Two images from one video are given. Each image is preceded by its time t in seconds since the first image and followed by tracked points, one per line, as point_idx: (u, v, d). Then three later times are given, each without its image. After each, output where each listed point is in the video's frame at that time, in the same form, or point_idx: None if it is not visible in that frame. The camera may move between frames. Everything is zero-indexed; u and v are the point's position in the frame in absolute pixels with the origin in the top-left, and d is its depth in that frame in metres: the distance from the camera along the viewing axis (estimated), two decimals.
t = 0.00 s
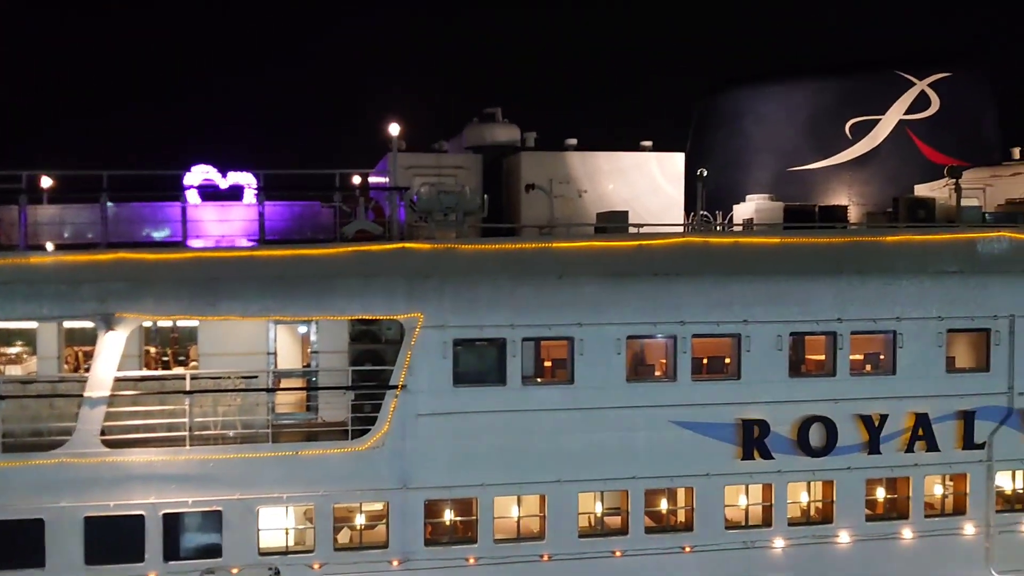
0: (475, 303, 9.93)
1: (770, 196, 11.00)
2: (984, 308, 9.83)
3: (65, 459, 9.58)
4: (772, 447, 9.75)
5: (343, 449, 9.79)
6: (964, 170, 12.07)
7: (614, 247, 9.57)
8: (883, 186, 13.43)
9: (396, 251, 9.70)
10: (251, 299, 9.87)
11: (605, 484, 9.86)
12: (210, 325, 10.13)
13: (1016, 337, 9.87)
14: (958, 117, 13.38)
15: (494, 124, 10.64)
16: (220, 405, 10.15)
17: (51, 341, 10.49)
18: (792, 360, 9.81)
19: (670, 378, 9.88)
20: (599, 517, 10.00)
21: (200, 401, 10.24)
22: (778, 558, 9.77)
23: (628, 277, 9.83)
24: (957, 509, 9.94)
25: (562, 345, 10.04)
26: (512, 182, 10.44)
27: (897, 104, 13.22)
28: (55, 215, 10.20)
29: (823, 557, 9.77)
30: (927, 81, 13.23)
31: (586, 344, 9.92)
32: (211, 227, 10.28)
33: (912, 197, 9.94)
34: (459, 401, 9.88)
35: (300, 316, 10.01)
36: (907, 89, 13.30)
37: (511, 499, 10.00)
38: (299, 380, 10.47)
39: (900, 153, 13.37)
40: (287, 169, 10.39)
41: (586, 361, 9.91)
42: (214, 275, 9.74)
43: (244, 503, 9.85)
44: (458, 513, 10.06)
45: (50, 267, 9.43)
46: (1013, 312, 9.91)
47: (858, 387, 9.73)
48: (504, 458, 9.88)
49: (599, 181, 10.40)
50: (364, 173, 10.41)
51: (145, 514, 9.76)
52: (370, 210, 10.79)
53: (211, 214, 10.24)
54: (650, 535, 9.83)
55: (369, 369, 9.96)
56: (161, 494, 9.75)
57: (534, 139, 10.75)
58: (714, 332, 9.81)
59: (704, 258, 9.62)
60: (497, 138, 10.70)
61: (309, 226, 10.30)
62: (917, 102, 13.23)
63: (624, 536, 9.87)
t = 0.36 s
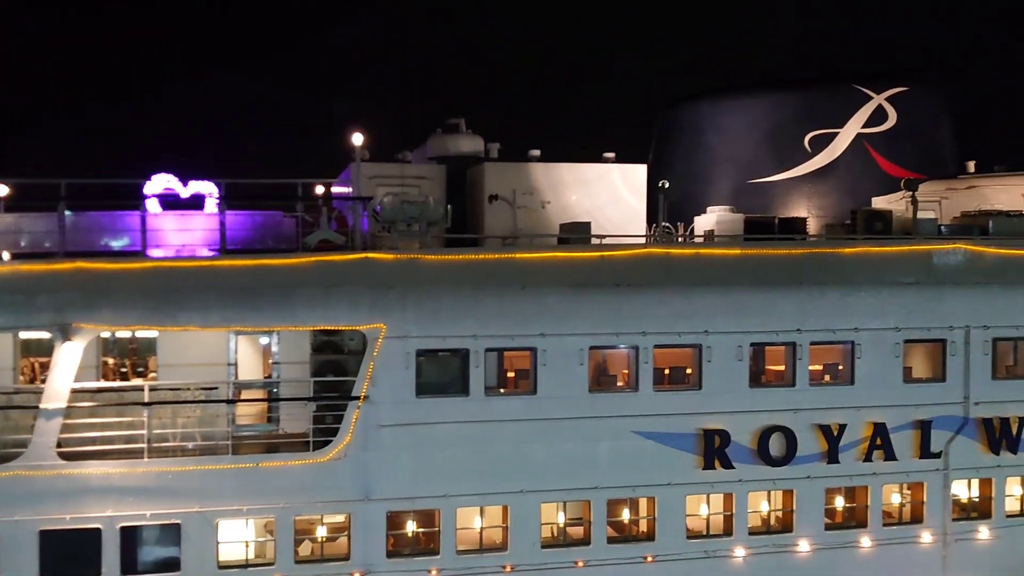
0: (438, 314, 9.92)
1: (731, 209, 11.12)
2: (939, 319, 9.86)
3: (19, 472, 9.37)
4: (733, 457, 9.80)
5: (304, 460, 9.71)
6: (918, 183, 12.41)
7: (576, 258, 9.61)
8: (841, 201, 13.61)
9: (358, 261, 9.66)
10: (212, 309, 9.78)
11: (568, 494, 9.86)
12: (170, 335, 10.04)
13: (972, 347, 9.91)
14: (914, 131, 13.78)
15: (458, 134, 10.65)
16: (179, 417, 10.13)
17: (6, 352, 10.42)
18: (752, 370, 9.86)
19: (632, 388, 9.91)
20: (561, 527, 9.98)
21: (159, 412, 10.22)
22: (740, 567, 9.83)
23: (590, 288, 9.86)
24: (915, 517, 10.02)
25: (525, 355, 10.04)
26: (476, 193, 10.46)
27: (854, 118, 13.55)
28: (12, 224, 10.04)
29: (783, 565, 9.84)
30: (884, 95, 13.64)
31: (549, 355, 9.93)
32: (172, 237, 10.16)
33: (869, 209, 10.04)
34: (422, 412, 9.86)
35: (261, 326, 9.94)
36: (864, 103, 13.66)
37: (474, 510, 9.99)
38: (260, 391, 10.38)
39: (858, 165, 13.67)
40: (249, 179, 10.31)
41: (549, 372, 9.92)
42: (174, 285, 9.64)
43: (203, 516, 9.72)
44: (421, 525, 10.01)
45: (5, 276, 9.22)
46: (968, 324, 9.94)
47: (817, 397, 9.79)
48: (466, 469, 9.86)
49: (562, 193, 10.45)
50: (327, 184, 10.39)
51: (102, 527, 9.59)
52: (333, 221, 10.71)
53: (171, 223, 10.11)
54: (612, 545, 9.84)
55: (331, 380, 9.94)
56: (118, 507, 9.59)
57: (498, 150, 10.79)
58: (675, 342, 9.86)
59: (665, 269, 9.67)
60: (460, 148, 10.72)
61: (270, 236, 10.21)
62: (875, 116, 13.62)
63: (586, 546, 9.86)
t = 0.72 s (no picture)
0: (401, 321, 9.90)
1: (691, 216, 11.25)
2: (895, 326, 9.99)
3: None
4: (694, 462, 9.86)
5: (264, 469, 9.62)
6: (874, 193, 13.00)
7: (538, 265, 9.66)
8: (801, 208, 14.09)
9: (319, 267, 9.61)
10: (171, 315, 9.67)
11: (530, 501, 9.86)
12: (129, 343, 9.97)
13: (927, 353, 10.04)
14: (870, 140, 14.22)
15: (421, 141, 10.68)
16: (137, 424, 9.88)
17: None
18: (712, 377, 9.93)
19: (594, 394, 9.94)
20: (524, 534, 9.95)
21: (117, 420, 10.00)
22: (700, 572, 9.89)
23: (553, 294, 9.89)
24: (873, 522, 10.10)
25: (488, 361, 10.05)
26: (439, 200, 10.42)
27: (813, 128, 13.94)
28: None
29: (742, 570, 9.91)
30: (841, 105, 13.98)
31: (511, 361, 9.95)
32: (131, 242, 10.14)
33: (828, 217, 10.16)
34: (384, 418, 9.82)
35: (221, 332, 9.83)
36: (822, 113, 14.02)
37: (436, 517, 9.93)
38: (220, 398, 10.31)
39: (817, 173, 14.07)
40: (209, 184, 10.25)
41: (511, 378, 9.94)
42: (133, 291, 9.52)
43: (162, 525, 9.60)
44: (383, 532, 9.96)
45: None
46: (924, 330, 10.06)
47: (776, 402, 9.89)
48: (428, 476, 9.83)
49: (525, 200, 10.47)
50: (289, 190, 10.33)
51: (58, 537, 9.42)
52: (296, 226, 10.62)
53: (130, 228, 10.11)
54: (574, 551, 9.85)
55: (292, 387, 9.86)
56: (75, 517, 9.41)
57: (461, 157, 10.81)
58: (636, 348, 9.91)
59: (627, 275, 9.73)
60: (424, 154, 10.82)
61: (231, 242, 10.20)
62: (832, 126, 13.97)
63: (549, 553, 9.86)
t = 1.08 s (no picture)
0: (365, 326, 9.87)
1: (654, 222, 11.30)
2: (853, 331, 10.10)
3: None
4: (655, 467, 9.91)
5: (225, 476, 9.54)
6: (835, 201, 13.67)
7: (502, 271, 9.63)
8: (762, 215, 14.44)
9: (281, 273, 9.47)
10: (130, 320, 9.56)
11: (492, 506, 9.87)
12: (86, 349, 9.93)
13: (884, 358, 10.17)
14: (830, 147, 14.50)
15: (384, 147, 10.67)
16: (94, 431, 9.77)
17: None
18: (674, 382, 9.98)
19: (556, 399, 9.98)
20: (486, 540, 9.95)
21: (74, 427, 9.89)
22: None
23: (516, 300, 9.91)
24: (831, 525, 10.22)
25: (451, 367, 10.01)
26: (403, 206, 10.40)
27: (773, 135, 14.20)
28: None
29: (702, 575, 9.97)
30: (801, 113, 14.30)
31: (474, 367, 9.95)
32: (89, 246, 10.01)
33: (787, 224, 10.27)
34: (347, 425, 9.78)
35: (180, 338, 9.73)
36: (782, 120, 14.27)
37: (398, 523, 9.92)
38: (179, 406, 10.14)
39: (778, 179, 14.42)
40: (171, 188, 10.10)
41: (474, 384, 9.93)
42: (90, 296, 9.35)
43: (120, 533, 9.44)
44: (345, 539, 9.90)
45: None
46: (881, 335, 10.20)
47: (736, 407, 9.97)
48: (390, 483, 9.79)
49: (488, 205, 10.50)
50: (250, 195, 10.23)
51: (12, 546, 9.23)
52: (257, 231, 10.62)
53: (88, 233, 9.99)
54: (536, 557, 9.86)
55: (253, 393, 9.82)
56: (30, 525, 9.23)
57: (424, 163, 10.82)
58: (598, 353, 9.95)
59: (589, 281, 9.70)
60: (387, 159, 10.79)
61: (191, 246, 10.14)
62: (792, 132, 14.29)
63: (511, 558, 9.86)
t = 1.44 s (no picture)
0: (327, 329, 9.70)
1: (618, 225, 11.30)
2: (814, 333, 10.19)
3: None
4: (619, 469, 9.92)
5: (183, 481, 9.32)
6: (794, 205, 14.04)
7: (465, 274, 9.67)
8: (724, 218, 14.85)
9: (243, 275, 9.42)
10: (87, 323, 9.26)
11: (456, 510, 9.81)
12: (42, 352, 9.57)
13: (844, 361, 10.26)
14: (791, 150, 14.83)
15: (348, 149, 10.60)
16: (50, 437, 9.59)
17: None
18: (637, 385, 9.99)
19: (520, 402, 9.93)
20: (450, 543, 9.90)
21: (29, 433, 9.68)
22: None
23: (480, 302, 9.84)
24: (793, 526, 10.28)
25: (414, 370, 9.91)
26: (366, 208, 10.34)
27: (735, 139, 14.52)
28: None
29: None
30: (762, 118, 14.69)
31: (437, 370, 9.87)
32: (46, 248, 9.89)
33: (749, 227, 10.37)
34: (309, 428, 9.64)
35: (138, 341, 9.43)
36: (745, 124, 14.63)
37: (361, 528, 9.81)
38: (139, 409, 10.13)
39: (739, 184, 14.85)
40: (128, 190, 10.19)
41: (437, 387, 9.85)
42: (46, 298, 9.10)
43: (76, 540, 9.21)
44: (307, 544, 9.78)
45: None
46: (842, 337, 10.29)
47: (699, 409, 10.01)
48: (353, 487, 9.69)
49: (452, 208, 10.49)
50: (210, 196, 10.06)
51: None
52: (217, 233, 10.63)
53: (45, 235, 9.85)
54: (500, 560, 9.83)
55: (213, 397, 9.71)
56: None
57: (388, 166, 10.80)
58: (561, 356, 9.93)
59: (553, 283, 9.81)
60: (350, 161, 10.77)
61: (150, 248, 10.06)
62: (754, 137, 14.65)
63: (475, 561, 9.82)
